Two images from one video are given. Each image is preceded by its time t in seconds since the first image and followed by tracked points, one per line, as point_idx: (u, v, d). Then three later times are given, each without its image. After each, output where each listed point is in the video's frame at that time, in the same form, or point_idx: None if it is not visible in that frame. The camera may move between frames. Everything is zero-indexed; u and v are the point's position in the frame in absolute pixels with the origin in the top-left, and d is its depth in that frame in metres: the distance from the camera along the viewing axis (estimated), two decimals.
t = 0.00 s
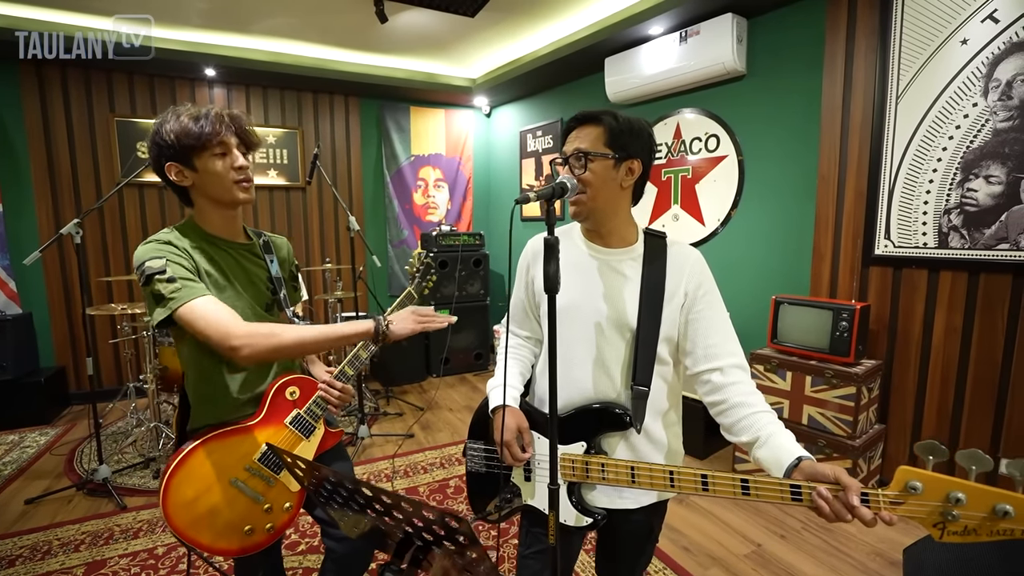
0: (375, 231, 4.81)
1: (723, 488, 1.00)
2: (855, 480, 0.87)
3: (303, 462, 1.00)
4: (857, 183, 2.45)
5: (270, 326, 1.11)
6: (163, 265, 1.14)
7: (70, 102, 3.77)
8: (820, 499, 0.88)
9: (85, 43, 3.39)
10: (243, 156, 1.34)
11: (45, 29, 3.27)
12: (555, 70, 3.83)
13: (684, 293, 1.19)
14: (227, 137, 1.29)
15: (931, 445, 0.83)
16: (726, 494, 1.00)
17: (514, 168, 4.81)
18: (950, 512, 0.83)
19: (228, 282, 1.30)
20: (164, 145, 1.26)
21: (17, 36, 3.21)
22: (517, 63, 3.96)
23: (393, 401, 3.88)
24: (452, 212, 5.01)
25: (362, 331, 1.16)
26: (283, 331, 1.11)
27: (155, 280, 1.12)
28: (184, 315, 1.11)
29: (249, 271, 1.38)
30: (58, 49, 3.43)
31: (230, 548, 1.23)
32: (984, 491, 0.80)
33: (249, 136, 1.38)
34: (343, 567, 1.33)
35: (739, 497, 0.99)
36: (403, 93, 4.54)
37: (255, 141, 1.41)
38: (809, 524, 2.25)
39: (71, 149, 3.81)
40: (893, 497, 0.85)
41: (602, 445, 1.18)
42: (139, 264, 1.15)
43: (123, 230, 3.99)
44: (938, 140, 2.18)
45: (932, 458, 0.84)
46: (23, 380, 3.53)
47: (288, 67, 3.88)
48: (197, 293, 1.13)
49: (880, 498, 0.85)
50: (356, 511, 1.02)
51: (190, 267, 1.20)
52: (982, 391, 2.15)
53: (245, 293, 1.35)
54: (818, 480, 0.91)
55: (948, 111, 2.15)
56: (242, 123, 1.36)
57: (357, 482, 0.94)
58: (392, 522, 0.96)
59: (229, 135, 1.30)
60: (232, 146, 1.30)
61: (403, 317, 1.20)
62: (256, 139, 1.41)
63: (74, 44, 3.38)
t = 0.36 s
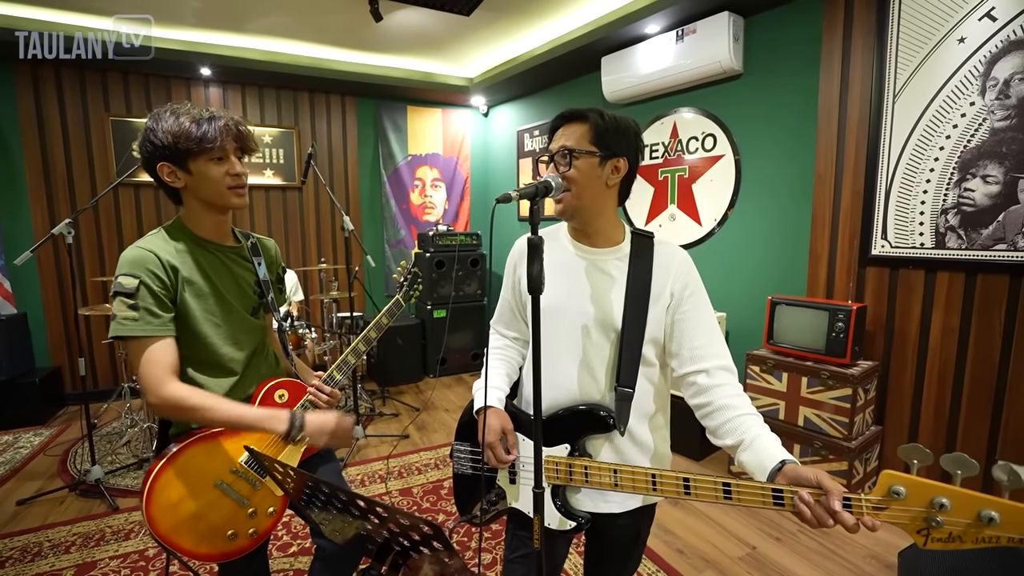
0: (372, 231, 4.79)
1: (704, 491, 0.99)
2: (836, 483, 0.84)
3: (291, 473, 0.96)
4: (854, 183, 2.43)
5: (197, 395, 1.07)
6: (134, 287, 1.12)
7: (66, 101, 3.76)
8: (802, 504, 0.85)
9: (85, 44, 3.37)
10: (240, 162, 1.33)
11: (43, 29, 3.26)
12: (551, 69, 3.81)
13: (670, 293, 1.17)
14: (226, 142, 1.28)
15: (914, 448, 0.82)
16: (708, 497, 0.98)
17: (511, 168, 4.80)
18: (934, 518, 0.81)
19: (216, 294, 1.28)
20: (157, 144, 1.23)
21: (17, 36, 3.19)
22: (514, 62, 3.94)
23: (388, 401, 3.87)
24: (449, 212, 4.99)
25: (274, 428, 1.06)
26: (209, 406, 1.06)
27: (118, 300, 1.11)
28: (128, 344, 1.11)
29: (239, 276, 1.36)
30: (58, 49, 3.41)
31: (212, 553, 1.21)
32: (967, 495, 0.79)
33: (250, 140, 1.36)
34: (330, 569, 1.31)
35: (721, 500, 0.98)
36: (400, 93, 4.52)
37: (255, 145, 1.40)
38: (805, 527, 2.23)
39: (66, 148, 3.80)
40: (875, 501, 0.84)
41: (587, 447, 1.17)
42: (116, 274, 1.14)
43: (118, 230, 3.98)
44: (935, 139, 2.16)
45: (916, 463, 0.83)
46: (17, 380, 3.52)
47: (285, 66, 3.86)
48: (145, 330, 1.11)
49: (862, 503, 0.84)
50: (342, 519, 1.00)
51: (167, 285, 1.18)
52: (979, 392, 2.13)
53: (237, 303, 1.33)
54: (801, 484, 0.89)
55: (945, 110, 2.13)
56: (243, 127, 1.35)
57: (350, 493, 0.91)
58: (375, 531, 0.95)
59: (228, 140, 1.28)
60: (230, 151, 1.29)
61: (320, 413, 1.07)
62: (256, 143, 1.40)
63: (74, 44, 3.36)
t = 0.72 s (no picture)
0: (373, 231, 4.79)
1: (700, 492, 0.97)
2: (836, 478, 0.82)
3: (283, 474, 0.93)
4: (857, 182, 2.40)
5: (145, 405, 1.12)
6: (119, 287, 1.11)
7: (69, 100, 3.77)
8: (800, 499, 0.84)
9: (87, 44, 3.39)
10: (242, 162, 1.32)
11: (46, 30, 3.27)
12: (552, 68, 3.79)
13: (667, 292, 1.16)
14: (228, 142, 1.27)
15: (916, 440, 0.78)
16: (704, 497, 0.96)
17: (512, 168, 4.78)
18: (939, 511, 0.79)
19: (209, 296, 1.26)
20: (159, 143, 1.22)
21: (16, 35, 3.20)
22: (515, 62, 3.93)
23: (388, 401, 3.86)
24: (450, 212, 4.98)
25: (210, 453, 1.13)
26: (158, 419, 1.11)
27: (100, 299, 1.11)
28: (102, 345, 1.10)
29: (235, 277, 1.35)
30: (58, 49, 3.42)
31: (199, 552, 1.21)
32: (972, 487, 0.76)
33: (252, 140, 1.35)
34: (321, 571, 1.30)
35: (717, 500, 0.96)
36: (401, 92, 4.52)
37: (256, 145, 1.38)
38: (806, 530, 2.20)
39: (68, 147, 3.81)
40: (876, 496, 0.82)
41: (581, 449, 1.15)
42: (104, 272, 1.12)
43: (119, 229, 3.99)
44: (939, 138, 2.13)
45: (919, 454, 0.79)
46: (19, 378, 3.53)
47: (286, 65, 3.86)
48: (120, 333, 1.10)
49: (863, 498, 0.82)
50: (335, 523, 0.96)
51: (153, 286, 1.17)
52: (983, 394, 2.10)
53: (232, 305, 1.32)
54: (798, 480, 0.87)
55: (949, 108, 2.10)
56: (246, 127, 1.34)
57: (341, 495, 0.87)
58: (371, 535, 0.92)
59: (231, 141, 1.28)
60: (232, 151, 1.28)
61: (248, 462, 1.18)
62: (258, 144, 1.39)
63: (77, 45, 3.38)
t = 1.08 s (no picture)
0: (391, 230, 4.82)
1: (719, 497, 0.95)
2: (864, 484, 0.78)
3: (295, 475, 0.92)
4: (884, 181, 2.32)
5: (154, 405, 1.13)
6: (128, 289, 1.13)
7: (97, 101, 3.87)
8: (825, 506, 0.80)
9: (85, 43, 3.42)
10: (250, 163, 1.32)
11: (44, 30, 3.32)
12: (570, 66, 3.76)
13: (688, 292, 1.12)
14: (236, 142, 1.27)
15: (955, 447, 0.72)
16: (724, 502, 0.94)
17: (529, 167, 4.75)
18: (981, 523, 0.74)
19: (219, 296, 1.27)
20: (168, 143, 1.22)
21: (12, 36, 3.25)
22: (532, 60, 3.90)
23: (404, 400, 3.87)
24: (467, 211, 4.99)
25: (219, 456, 1.13)
26: (168, 420, 1.12)
27: (110, 301, 1.12)
28: (113, 346, 1.12)
29: (245, 277, 1.35)
30: (58, 50, 3.44)
31: (209, 549, 1.21)
32: (1018, 497, 0.71)
33: (261, 140, 1.35)
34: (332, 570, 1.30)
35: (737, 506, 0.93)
36: (418, 92, 4.52)
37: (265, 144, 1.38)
38: (829, 539, 2.14)
39: (96, 148, 3.92)
40: (910, 504, 0.78)
41: (598, 451, 1.13)
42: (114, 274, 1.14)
43: (143, 228, 4.07)
44: (973, 134, 2.05)
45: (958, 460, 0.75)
46: (48, 373, 3.63)
47: (304, 66, 3.90)
48: (130, 335, 1.12)
49: (896, 506, 0.78)
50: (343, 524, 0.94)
51: (162, 287, 1.18)
52: (1019, 402, 2.01)
53: (242, 304, 1.32)
54: (824, 486, 0.83)
55: (984, 103, 2.01)
56: (255, 127, 1.34)
57: (350, 498, 0.86)
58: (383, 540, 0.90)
59: (240, 141, 1.28)
60: (240, 151, 1.28)
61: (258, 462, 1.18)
62: (267, 143, 1.39)
63: (74, 44, 3.40)
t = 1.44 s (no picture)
0: (413, 230, 4.86)
1: (740, 508, 0.91)
2: (893, 504, 0.74)
3: (314, 475, 0.93)
4: (920, 179, 2.23)
5: (174, 402, 1.15)
6: (149, 287, 1.16)
7: (130, 103, 3.99)
8: (850, 524, 0.77)
9: (86, 44, 3.46)
10: (251, 165, 1.29)
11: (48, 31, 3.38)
12: (593, 65, 3.73)
13: (712, 295, 1.09)
14: (232, 143, 1.25)
15: (994, 469, 0.68)
16: (744, 514, 0.90)
17: (551, 167, 4.73)
18: (1021, 552, 0.69)
19: (238, 295, 1.29)
20: (182, 144, 1.27)
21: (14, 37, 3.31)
22: (554, 60, 3.88)
23: (424, 398, 3.90)
24: (488, 212, 4.99)
25: (233, 455, 1.14)
26: (187, 416, 1.14)
27: (133, 298, 1.16)
28: (136, 342, 1.15)
29: (266, 276, 1.37)
30: (58, 50, 3.49)
31: (227, 543, 1.23)
32: None
33: (268, 141, 1.32)
34: (348, 568, 1.30)
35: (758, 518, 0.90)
36: (440, 92, 4.54)
37: (274, 147, 1.34)
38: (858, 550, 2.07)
39: (129, 149, 4.04)
40: (943, 528, 0.74)
41: (617, 454, 1.11)
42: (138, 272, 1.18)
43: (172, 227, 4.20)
44: (1017, 131, 1.95)
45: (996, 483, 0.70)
46: (83, 367, 3.75)
47: (328, 68, 3.96)
48: (150, 331, 1.15)
49: (927, 528, 0.74)
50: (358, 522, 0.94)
51: (182, 286, 1.20)
52: None
53: (260, 302, 1.33)
54: (850, 503, 0.80)
55: None
56: (263, 128, 1.31)
57: (367, 499, 0.86)
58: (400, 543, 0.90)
59: (236, 142, 1.26)
60: (237, 152, 1.26)
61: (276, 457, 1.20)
62: (276, 145, 1.35)
63: (74, 45, 3.44)
